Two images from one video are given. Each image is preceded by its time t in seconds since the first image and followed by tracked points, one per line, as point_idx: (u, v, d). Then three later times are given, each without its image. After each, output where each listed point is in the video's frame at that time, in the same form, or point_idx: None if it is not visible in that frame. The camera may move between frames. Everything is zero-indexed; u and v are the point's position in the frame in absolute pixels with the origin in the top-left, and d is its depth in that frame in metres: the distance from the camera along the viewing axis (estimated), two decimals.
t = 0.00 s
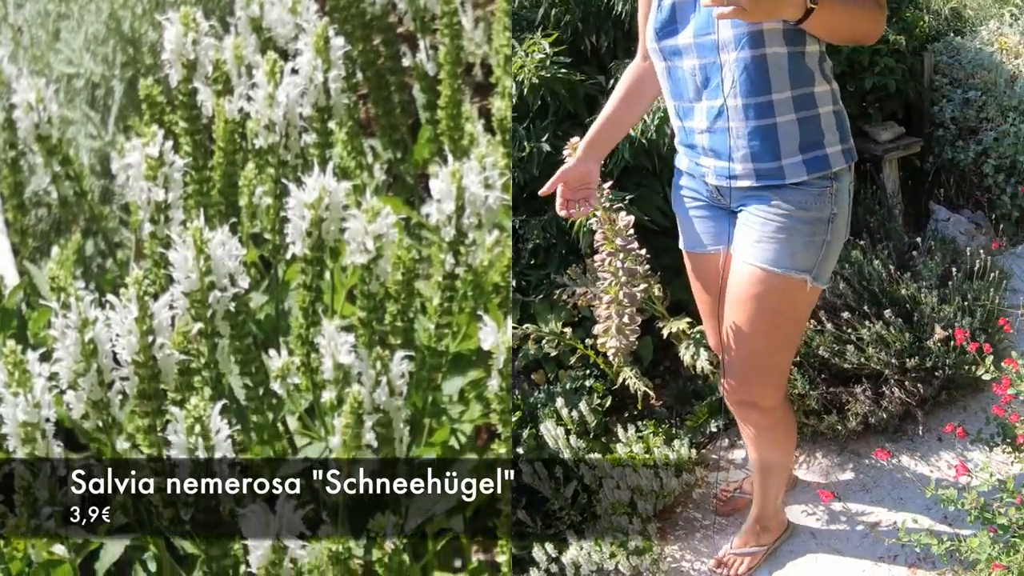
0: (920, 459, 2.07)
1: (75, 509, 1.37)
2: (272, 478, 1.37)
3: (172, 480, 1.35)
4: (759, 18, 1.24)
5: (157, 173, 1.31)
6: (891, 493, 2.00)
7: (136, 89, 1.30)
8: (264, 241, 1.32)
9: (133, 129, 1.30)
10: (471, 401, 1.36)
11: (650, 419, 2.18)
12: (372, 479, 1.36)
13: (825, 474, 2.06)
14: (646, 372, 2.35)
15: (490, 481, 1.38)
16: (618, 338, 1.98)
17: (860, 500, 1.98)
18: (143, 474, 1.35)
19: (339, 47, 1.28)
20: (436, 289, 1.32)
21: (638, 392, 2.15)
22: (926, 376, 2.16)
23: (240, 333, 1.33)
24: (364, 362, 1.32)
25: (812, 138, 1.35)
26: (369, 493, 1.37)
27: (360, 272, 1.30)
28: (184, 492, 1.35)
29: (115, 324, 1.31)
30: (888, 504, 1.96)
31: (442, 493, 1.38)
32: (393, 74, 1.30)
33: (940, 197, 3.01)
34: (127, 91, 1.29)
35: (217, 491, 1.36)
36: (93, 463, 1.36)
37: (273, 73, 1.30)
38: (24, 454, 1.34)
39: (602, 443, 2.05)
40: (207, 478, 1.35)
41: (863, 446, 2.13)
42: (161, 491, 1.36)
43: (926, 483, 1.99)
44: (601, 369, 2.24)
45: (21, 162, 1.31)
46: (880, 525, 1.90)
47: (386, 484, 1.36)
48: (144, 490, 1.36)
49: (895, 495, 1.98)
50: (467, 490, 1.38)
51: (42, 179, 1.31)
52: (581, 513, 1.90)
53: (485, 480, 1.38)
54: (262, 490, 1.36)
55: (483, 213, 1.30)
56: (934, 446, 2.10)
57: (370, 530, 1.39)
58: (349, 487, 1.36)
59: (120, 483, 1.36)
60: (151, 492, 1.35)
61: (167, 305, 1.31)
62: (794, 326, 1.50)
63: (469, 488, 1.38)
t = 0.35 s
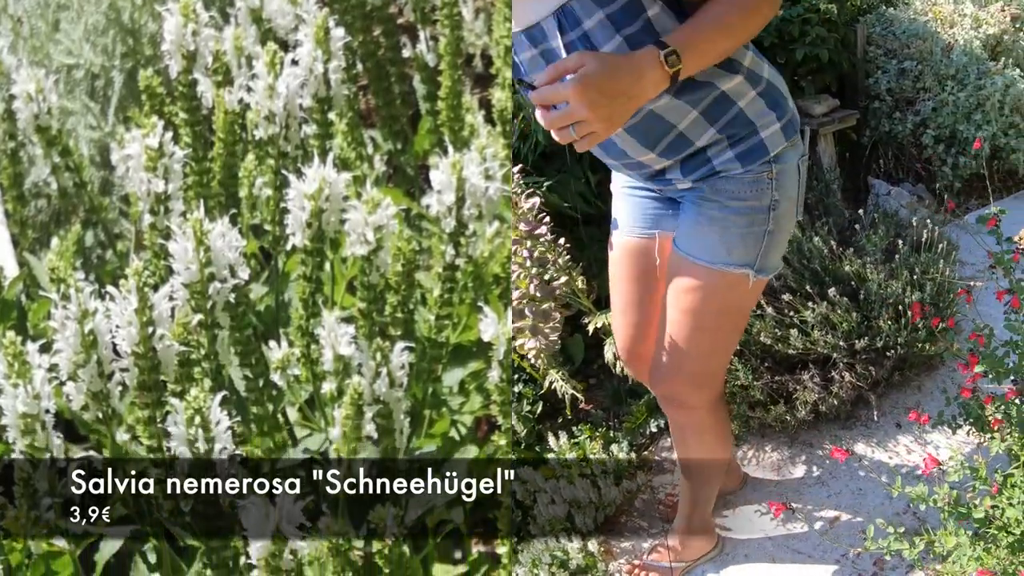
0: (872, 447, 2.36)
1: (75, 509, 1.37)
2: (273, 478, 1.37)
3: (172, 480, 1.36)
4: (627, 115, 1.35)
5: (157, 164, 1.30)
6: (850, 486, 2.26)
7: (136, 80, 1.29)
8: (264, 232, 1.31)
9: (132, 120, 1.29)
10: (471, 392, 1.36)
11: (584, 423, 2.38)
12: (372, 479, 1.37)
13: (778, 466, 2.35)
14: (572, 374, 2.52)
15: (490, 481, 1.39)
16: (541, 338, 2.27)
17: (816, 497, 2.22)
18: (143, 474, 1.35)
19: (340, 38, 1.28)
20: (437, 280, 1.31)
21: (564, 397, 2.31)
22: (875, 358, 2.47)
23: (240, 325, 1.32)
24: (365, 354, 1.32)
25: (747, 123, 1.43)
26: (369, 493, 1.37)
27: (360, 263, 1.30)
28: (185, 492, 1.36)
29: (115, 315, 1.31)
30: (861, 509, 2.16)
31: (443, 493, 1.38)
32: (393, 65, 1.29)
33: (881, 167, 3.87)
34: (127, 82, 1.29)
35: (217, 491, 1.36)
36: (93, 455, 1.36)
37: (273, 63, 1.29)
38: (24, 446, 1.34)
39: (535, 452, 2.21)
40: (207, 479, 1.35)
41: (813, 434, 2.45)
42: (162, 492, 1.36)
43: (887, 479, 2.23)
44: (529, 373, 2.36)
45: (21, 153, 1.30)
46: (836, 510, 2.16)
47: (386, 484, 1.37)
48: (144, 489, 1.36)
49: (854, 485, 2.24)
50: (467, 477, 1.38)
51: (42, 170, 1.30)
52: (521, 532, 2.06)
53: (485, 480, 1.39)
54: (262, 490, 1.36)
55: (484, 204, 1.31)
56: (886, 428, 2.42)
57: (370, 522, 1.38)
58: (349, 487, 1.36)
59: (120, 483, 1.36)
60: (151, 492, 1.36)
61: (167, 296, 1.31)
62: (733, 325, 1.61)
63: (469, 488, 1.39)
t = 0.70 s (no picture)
0: (855, 449, 3.32)
1: (75, 509, 1.36)
2: (273, 478, 1.37)
3: (173, 480, 1.36)
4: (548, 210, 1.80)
5: (157, 155, 1.30)
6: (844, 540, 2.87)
7: (136, 71, 1.28)
8: (264, 223, 1.31)
9: (132, 111, 1.29)
10: (471, 383, 1.35)
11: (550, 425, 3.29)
12: (372, 479, 1.37)
13: (747, 479, 3.20)
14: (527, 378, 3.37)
15: (490, 481, 1.38)
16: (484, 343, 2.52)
17: (795, 518, 2.98)
18: (143, 475, 1.35)
19: (339, 29, 1.27)
20: (438, 271, 1.32)
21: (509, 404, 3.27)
22: (857, 376, 3.53)
23: (240, 316, 1.32)
24: (365, 345, 1.32)
25: (683, 111, 1.91)
26: (369, 493, 1.38)
27: (360, 254, 1.30)
28: (185, 492, 1.36)
29: (115, 306, 1.30)
30: (846, 518, 2.96)
31: (443, 493, 1.38)
32: (393, 56, 1.29)
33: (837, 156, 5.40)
34: (127, 74, 1.28)
35: (218, 491, 1.36)
36: (93, 446, 1.35)
37: (274, 54, 1.29)
38: (24, 437, 1.34)
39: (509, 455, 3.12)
40: (207, 479, 1.35)
41: (784, 440, 3.44)
42: (161, 492, 1.36)
43: (879, 494, 3.06)
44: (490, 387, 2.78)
45: (21, 144, 1.29)
46: (817, 535, 2.88)
47: (386, 483, 1.37)
48: (144, 489, 1.35)
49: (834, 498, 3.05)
50: (467, 470, 1.38)
51: (41, 161, 1.30)
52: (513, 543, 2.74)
53: (485, 480, 1.38)
54: (262, 490, 1.37)
55: (484, 195, 1.31)
56: (863, 430, 3.42)
57: (370, 513, 1.38)
58: (349, 487, 1.37)
59: (120, 483, 1.35)
60: (150, 492, 1.35)
61: (167, 287, 1.31)
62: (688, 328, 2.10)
63: (470, 488, 1.38)
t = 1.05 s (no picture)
0: (827, 448, 3.41)
1: (75, 509, 1.37)
2: (273, 478, 1.37)
3: (172, 480, 1.36)
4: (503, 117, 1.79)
5: (156, 147, 1.30)
6: (815, 547, 2.97)
7: (136, 62, 1.27)
8: (264, 215, 1.31)
9: (132, 103, 1.28)
10: (472, 374, 1.35)
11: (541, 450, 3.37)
12: (372, 479, 1.37)
13: (713, 486, 3.31)
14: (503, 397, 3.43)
15: (490, 481, 1.37)
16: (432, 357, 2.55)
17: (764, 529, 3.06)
18: (143, 475, 1.36)
19: (340, 20, 1.27)
20: (438, 262, 1.32)
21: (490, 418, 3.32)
22: (824, 371, 3.60)
23: (240, 308, 1.32)
24: (365, 336, 1.33)
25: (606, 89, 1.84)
26: (369, 492, 1.38)
27: (360, 246, 1.30)
28: (185, 492, 1.36)
29: (115, 298, 1.30)
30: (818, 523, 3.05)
31: (443, 493, 1.37)
32: (393, 48, 1.29)
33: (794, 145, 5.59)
34: (127, 65, 1.27)
35: (218, 491, 1.36)
36: (92, 438, 1.35)
37: (274, 45, 1.29)
38: (24, 428, 1.34)
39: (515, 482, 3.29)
40: (207, 479, 1.36)
41: (749, 441, 3.51)
42: (161, 493, 1.37)
43: (853, 496, 3.15)
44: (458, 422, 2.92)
45: (21, 135, 1.29)
46: (787, 545, 2.97)
47: (386, 484, 1.37)
48: (144, 490, 1.36)
49: (805, 502, 3.17)
50: (467, 461, 1.38)
51: (41, 152, 1.30)
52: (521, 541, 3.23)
53: (485, 480, 1.37)
54: (262, 490, 1.37)
55: (485, 186, 1.31)
56: (832, 426, 3.50)
57: (371, 505, 1.38)
58: (349, 487, 1.37)
59: (120, 483, 1.36)
60: (150, 493, 1.36)
61: (167, 279, 1.31)
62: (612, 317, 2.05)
63: (469, 488, 1.38)
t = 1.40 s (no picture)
0: (786, 416, 3.31)
1: (75, 509, 1.36)
2: (273, 478, 1.38)
3: (172, 480, 1.37)
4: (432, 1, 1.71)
5: (156, 138, 1.29)
6: (779, 515, 2.84)
7: (136, 53, 1.27)
8: (264, 206, 1.31)
9: (131, 93, 1.28)
10: (472, 365, 1.34)
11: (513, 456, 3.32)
12: (372, 479, 1.38)
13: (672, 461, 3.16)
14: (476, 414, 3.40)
15: (490, 481, 1.38)
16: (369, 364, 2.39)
17: (725, 497, 2.95)
18: (142, 474, 1.37)
19: (339, 10, 1.26)
20: (438, 253, 1.31)
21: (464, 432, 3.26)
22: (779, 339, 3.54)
23: (240, 299, 1.32)
24: (365, 327, 1.32)
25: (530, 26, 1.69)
26: (369, 493, 1.38)
27: (360, 237, 1.30)
28: (185, 492, 1.37)
29: (115, 289, 1.30)
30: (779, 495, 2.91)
31: (442, 492, 1.39)
32: (394, 38, 1.27)
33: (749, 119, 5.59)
34: (127, 56, 1.27)
35: (218, 491, 1.38)
36: (92, 429, 1.35)
37: (273, 36, 1.28)
38: (23, 420, 1.33)
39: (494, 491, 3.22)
40: (207, 479, 1.37)
41: (707, 413, 3.42)
42: (161, 493, 1.38)
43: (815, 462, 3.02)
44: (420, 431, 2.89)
45: (20, 126, 1.28)
46: (750, 514, 2.85)
47: (386, 483, 1.38)
48: (144, 489, 1.37)
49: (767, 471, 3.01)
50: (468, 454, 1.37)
51: (40, 143, 1.29)
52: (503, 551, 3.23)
53: (485, 480, 1.38)
54: (262, 490, 1.37)
55: (485, 177, 1.31)
56: (791, 394, 3.41)
57: (370, 496, 1.38)
58: (349, 487, 1.38)
59: (120, 483, 1.37)
60: (150, 492, 1.37)
61: (167, 270, 1.31)
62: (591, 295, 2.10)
63: (470, 488, 1.38)
